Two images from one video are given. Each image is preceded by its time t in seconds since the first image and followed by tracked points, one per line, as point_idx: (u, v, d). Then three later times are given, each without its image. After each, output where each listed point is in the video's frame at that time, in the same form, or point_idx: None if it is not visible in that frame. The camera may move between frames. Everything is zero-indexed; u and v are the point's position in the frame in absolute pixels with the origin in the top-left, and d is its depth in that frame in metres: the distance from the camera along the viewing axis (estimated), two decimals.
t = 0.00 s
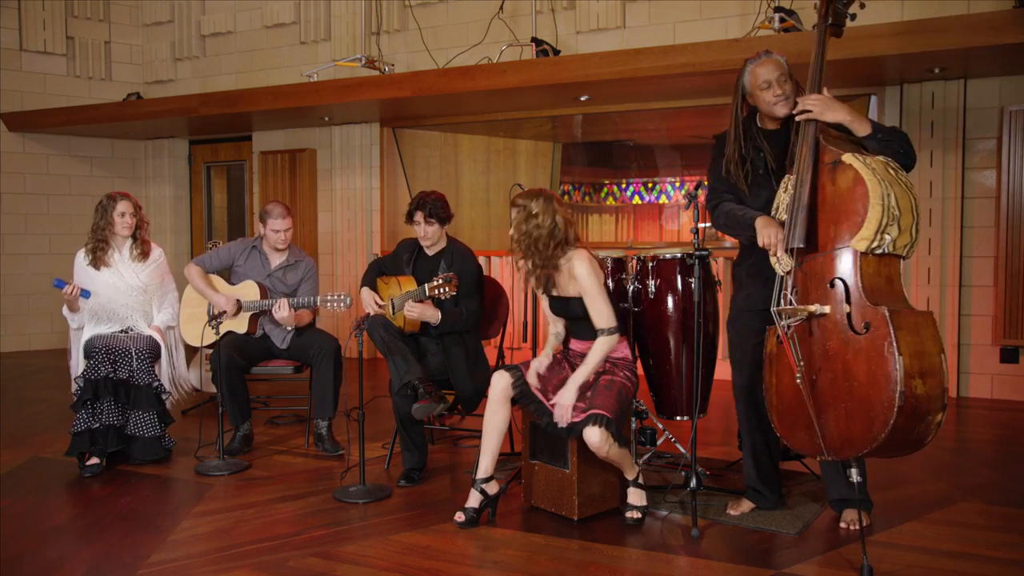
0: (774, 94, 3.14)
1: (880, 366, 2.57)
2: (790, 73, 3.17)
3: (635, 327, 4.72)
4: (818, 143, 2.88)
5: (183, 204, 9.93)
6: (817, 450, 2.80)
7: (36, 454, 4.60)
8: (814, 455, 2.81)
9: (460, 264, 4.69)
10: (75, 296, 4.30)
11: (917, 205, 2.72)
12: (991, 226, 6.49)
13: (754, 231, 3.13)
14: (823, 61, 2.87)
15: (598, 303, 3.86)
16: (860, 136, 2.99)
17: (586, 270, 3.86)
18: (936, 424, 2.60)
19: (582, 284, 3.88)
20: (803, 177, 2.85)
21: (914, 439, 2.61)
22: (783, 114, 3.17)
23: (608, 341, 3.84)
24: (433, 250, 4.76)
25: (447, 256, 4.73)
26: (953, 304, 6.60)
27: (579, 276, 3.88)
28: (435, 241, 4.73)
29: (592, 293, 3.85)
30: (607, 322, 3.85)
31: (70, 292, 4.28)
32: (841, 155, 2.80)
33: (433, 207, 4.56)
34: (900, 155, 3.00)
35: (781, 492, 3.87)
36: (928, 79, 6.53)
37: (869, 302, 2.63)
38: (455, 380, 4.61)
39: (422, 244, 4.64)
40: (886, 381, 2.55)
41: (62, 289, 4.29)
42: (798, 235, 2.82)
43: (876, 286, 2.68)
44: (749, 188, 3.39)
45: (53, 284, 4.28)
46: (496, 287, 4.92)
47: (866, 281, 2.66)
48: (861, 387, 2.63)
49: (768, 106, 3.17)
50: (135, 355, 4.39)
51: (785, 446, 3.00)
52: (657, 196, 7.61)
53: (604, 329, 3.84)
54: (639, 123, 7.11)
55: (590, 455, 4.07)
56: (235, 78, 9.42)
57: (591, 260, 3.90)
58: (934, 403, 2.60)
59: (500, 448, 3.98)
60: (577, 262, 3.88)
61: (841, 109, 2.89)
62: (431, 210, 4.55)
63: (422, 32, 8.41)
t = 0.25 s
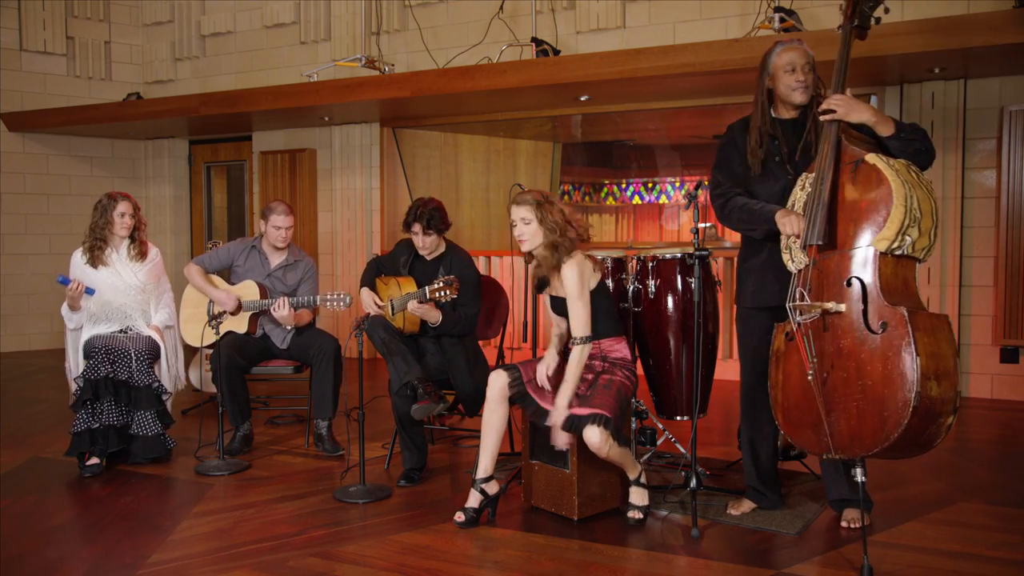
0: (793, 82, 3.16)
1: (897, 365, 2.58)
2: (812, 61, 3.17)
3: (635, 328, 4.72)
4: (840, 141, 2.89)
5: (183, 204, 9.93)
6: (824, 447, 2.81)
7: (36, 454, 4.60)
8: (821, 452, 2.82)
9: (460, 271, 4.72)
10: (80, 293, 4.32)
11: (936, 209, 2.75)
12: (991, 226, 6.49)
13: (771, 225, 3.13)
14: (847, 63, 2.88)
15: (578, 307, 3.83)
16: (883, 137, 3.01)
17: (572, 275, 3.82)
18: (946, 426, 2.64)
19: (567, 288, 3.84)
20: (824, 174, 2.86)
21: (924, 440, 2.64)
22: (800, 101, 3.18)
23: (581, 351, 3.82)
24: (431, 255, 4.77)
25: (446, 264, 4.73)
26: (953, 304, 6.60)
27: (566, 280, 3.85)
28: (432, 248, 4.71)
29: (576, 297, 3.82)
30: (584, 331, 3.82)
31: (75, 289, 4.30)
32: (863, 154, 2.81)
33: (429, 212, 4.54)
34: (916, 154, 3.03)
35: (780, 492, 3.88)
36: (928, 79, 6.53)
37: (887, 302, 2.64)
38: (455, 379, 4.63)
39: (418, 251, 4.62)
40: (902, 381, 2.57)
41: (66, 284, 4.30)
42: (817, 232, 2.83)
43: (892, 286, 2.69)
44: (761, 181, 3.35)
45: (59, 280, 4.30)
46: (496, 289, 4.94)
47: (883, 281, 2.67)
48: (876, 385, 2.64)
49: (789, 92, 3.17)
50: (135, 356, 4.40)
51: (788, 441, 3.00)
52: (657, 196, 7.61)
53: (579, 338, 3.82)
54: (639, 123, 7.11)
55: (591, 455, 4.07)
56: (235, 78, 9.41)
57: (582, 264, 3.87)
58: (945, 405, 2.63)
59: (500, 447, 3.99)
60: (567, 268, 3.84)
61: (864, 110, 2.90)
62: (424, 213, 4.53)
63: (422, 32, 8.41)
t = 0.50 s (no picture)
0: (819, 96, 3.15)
1: (901, 367, 2.61)
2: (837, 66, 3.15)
3: (635, 327, 4.72)
4: (857, 140, 2.90)
5: (183, 204, 9.93)
6: (829, 445, 2.86)
7: (36, 454, 4.60)
8: (826, 450, 2.87)
9: (458, 274, 4.70)
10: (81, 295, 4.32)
11: (952, 211, 2.75)
12: (991, 226, 6.49)
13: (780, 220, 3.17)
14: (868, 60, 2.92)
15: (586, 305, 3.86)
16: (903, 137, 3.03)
17: (578, 273, 3.86)
18: (951, 428, 2.67)
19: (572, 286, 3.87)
20: (839, 173, 2.87)
21: (928, 441, 2.68)
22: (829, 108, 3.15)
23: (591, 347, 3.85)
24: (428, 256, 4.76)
25: (444, 267, 4.72)
26: (953, 304, 6.60)
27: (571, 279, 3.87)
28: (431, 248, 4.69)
29: (582, 295, 3.85)
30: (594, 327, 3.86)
31: (75, 290, 4.30)
32: (879, 154, 2.82)
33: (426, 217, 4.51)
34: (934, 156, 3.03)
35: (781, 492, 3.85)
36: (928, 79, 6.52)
37: (894, 303, 2.66)
38: (454, 379, 4.64)
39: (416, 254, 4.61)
40: (905, 382, 2.60)
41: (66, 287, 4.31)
42: (830, 230, 2.83)
43: (902, 287, 2.71)
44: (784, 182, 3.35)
45: (59, 282, 4.31)
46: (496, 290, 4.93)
47: (893, 282, 2.70)
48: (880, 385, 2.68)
49: (816, 100, 3.16)
50: (135, 355, 4.40)
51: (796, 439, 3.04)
52: (658, 196, 7.65)
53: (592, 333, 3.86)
54: (639, 123, 7.11)
55: (591, 455, 4.07)
56: (235, 78, 9.41)
57: (585, 265, 3.90)
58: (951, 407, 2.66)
59: (500, 447, 3.99)
60: (570, 267, 3.86)
61: (885, 110, 2.91)
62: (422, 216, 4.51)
63: (422, 32, 8.41)
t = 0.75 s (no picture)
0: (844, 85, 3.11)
1: (897, 367, 2.62)
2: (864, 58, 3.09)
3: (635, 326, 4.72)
4: (865, 141, 2.89)
5: (183, 204, 9.93)
6: (830, 445, 2.87)
7: (36, 454, 4.60)
8: (828, 450, 2.88)
9: (458, 279, 4.67)
10: (80, 291, 4.30)
11: (956, 210, 2.75)
12: (991, 226, 6.49)
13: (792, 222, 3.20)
14: (881, 58, 2.89)
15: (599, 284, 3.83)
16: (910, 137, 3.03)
17: (580, 260, 3.85)
18: (950, 430, 2.65)
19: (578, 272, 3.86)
20: (846, 173, 2.90)
21: (926, 443, 2.67)
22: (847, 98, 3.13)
23: (618, 317, 3.78)
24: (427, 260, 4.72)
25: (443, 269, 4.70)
26: (953, 304, 6.60)
27: (575, 267, 3.87)
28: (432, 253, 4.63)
29: (591, 277, 3.83)
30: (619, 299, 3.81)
31: (74, 287, 4.29)
32: (884, 153, 2.81)
33: (426, 225, 4.51)
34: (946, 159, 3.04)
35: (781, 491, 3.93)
36: (928, 79, 6.52)
37: (893, 302, 2.66)
38: (454, 379, 4.65)
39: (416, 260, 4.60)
40: (900, 382, 2.61)
41: (65, 283, 4.31)
42: (833, 230, 2.88)
43: (904, 288, 2.71)
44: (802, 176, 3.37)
45: (57, 277, 4.31)
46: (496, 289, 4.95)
47: (894, 282, 2.69)
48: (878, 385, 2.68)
49: (836, 88, 3.13)
50: (134, 354, 4.38)
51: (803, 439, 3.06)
52: (657, 196, 7.52)
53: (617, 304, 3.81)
54: (639, 123, 7.10)
55: (590, 455, 4.07)
56: (235, 78, 9.41)
57: (587, 251, 3.89)
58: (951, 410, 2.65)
59: (500, 447, 4.00)
60: (572, 255, 3.86)
61: (892, 108, 2.88)
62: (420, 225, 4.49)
63: (422, 32, 8.41)
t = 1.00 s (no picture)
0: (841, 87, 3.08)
1: (889, 367, 2.62)
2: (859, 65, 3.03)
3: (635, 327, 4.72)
4: (860, 140, 2.91)
5: (183, 204, 9.93)
6: (828, 445, 2.88)
7: (36, 454, 4.60)
8: (825, 449, 2.90)
9: (459, 277, 4.68)
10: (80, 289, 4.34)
11: (951, 208, 2.71)
12: (991, 226, 6.49)
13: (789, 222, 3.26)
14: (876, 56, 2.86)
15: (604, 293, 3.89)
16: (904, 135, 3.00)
17: (586, 265, 3.88)
18: (945, 430, 2.65)
19: (584, 279, 3.90)
20: (841, 171, 2.90)
21: (921, 443, 2.67)
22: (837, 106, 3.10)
23: (620, 327, 3.87)
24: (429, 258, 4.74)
25: (445, 269, 4.72)
26: (953, 304, 6.60)
27: (581, 272, 3.90)
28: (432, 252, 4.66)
29: (596, 285, 3.88)
30: (619, 308, 3.88)
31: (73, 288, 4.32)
32: (876, 152, 2.82)
33: (426, 223, 4.50)
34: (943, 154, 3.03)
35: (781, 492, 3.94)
36: (928, 79, 6.51)
37: (886, 303, 2.66)
38: (454, 379, 4.65)
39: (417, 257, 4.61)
40: (892, 383, 2.61)
41: (66, 281, 4.33)
42: (827, 231, 2.89)
43: (899, 287, 2.69)
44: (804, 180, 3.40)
45: (57, 274, 4.32)
46: (496, 289, 4.94)
47: (888, 282, 2.68)
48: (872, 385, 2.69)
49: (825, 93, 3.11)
50: (135, 355, 4.38)
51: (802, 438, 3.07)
52: (657, 196, 7.44)
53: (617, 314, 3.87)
54: (639, 122, 7.10)
55: (591, 455, 4.07)
56: (234, 78, 9.42)
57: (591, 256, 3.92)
58: (945, 409, 2.64)
59: (500, 448, 4.00)
60: (578, 260, 3.88)
61: (883, 106, 2.85)
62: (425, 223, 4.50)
63: (422, 32, 8.41)
